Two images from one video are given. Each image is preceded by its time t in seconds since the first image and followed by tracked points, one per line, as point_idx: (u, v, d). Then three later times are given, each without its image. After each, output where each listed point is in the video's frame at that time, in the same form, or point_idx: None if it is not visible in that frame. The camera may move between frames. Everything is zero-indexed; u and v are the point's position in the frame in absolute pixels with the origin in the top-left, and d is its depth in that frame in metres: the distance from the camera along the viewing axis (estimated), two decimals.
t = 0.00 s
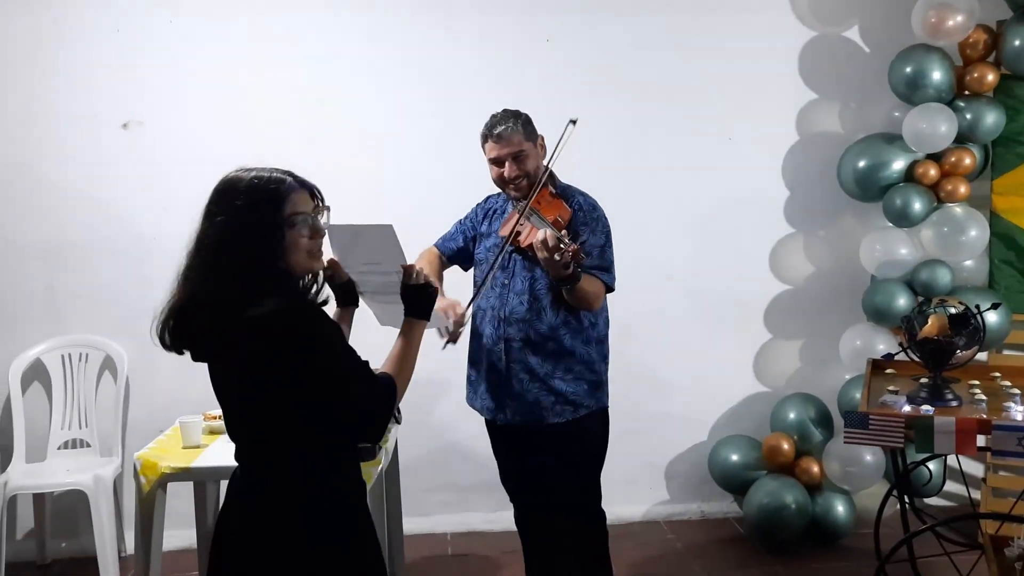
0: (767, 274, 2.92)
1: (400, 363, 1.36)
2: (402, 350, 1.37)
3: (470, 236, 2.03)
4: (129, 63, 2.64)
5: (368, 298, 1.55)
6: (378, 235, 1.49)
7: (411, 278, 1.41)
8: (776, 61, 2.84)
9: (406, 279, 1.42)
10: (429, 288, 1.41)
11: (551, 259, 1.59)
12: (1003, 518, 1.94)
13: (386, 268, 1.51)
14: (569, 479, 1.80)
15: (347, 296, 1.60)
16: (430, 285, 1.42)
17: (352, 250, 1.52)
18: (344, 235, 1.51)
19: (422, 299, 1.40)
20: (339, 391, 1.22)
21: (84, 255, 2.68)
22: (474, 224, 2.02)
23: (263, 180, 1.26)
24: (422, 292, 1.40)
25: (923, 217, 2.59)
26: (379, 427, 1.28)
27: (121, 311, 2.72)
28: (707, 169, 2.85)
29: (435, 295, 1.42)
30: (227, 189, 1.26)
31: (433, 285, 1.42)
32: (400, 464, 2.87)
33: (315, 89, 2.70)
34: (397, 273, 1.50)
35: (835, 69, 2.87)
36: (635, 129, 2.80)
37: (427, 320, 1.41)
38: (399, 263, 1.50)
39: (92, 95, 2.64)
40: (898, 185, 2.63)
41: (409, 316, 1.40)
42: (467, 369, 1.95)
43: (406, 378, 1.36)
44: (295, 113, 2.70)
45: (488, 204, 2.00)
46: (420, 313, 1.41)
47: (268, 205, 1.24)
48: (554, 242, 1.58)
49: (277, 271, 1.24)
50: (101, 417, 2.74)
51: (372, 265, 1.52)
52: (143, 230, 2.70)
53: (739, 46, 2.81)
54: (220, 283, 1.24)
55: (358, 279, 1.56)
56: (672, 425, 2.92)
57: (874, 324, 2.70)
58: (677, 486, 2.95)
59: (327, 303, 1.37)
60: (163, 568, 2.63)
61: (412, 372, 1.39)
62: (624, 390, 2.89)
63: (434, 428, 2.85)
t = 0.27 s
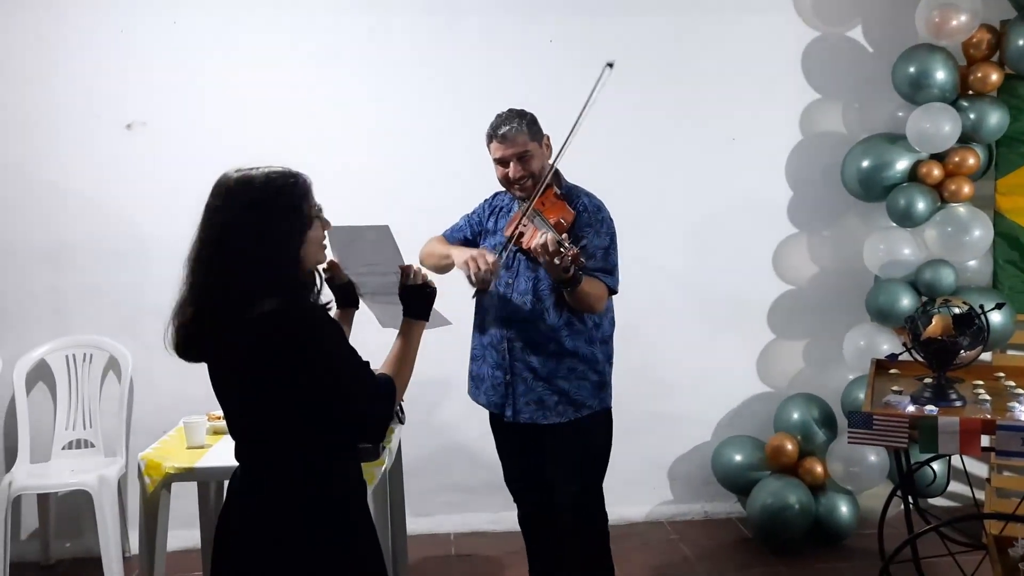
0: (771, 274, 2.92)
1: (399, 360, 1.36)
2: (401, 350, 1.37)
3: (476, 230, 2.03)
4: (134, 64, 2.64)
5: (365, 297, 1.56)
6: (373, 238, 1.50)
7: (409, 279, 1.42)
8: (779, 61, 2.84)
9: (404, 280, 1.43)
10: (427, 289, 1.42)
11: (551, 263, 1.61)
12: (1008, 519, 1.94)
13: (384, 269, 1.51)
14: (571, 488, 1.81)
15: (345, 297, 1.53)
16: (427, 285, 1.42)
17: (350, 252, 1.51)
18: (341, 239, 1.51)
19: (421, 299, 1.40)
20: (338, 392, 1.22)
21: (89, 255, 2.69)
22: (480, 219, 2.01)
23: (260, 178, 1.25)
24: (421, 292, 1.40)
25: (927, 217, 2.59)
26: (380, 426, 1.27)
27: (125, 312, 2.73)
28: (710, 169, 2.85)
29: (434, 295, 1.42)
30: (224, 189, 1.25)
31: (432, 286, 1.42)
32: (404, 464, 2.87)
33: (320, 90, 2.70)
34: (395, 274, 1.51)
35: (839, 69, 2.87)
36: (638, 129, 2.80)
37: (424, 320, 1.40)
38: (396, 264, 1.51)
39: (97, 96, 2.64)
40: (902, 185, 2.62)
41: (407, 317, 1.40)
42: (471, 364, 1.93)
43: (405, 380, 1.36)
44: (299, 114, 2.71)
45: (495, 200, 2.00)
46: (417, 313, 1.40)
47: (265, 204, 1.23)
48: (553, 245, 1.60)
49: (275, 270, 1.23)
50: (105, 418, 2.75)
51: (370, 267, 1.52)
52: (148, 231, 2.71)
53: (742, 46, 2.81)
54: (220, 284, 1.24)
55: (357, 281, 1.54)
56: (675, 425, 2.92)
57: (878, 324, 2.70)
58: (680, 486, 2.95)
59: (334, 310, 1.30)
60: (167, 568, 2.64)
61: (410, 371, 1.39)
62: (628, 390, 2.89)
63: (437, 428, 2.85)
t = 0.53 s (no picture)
0: (771, 275, 2.94)
1: (401, 360, 1.39)
2: (402, 350, 1.40)
3: (488, 234, 2.05)
4: (140, 67, 2.67)
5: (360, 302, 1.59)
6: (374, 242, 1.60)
7: (410, 281, 1.45)
8: (780, 63, 2.86)
9: (405, 282, 1.45)
10: (426, 290, 1.44)
11: (563, 268, 1.63)
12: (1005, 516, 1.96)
13: (382, 271, 1.55)
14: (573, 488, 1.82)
15: (342, 297, 1.38)
16: (428, 288, 1.45)
17: (350, 256, 1.58)
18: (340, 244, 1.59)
19: (418, 300, 1.42)
20: (338, 392, 1.25)
21: (96, 256, 2.72)
22: (492, 222, 2.04)
23: (267, 180, 1.27)
24: (420, 294, 1.42)
25: (925, 217, 2.62)
26: (379, 427, 1.30)
27: (132, 312, 2.76)
28: (711, 170, 2.87)
29: (433, 298, 1.44)
30: (232, 191, 1.27)
31: (431, 287, 1.45)
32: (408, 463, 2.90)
33: (324, 93, 2.73)
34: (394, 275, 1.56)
35: (839, 72, 2.89)
36: (640, 131, 2.83)
37: (424, 322, 1.43)
38: (395, 265, 1.56)
39: (104, 99, 2.68)
40: (901, 186, 2.65)
41: (406, 318, 1.43)
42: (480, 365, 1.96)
43: (407, 379, 1.40)
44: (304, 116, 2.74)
45: (507, 203, 2.02)
46: (417, 315, 1.43)
47: (271, 206, 1.25)
48: (564, 250, 1.61)
49: (280, 271, 1.25)
50: (113, 417, 2.78)
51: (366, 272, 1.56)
52: (155, 233, 2.74)
53: (743, 49, 2.84)
54: (225, 285, 1.26)
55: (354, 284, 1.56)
56: (677, 425, 2.95)
57: (878, 324, 2.73)
58: (682, 485, 2.98)
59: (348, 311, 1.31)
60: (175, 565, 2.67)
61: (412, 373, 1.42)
62: (630, 389, 2.91)
63: (441, 427, 2.88)
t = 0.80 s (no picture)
0: (775, 275, 2.92)
1: (402, 363, 1.36)
2: (403, 352, 1.37)
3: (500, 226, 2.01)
4: (140, 65, 2.65)
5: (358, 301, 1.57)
6: (373, 241, 1.49)
7: (409, 283, 1.43)
8: (784, 62, 2.84)
9: (403, 284, 1.44)
10: (426, 292, 1.41)
11: (568, 268, 1.59)
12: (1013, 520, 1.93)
13: (380, 274, 1.50)
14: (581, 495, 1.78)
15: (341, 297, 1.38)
16: (426, 289, 1.43)
17: (349, 254, 1.50)
18: (340, 240, 1.49)
19: (417, 302, 1.40)
20: (339, 392, 1.22)
21: (95, 256, 2.70)
22: (507, 214, 1.98)
23: (272, 178, 1.25)
24: (419, 296, 1.40)
25: (931, 217, 2.59)
26: (381, 428, 1.27)
27: (131, 313, 2.74)
28: (714, 170, 2.85)
29: (433, 298, 1.42)
30: (239, 188, 1.25)
31: (430, 289, 1.42)
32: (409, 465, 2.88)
33: (325, 91, 2.71)
34: (392, 278, 1.50)
35: (844, 70, 2.87)
36: (643, 130, 2.80)
37: (424, 323, 1.41)
38: (394, 270, 1.49)
39: (103, 97, 2.66)
40: (906, 185, 2.62)
41: (406, 319, 1.40)
42: (489, 360, 1.93)
43: (409, 381, 1.37)
44: (305, 115, 2.71)
45: (524, 196, 1.96)
46: (418, 317, 1.41)
47: (274, 206, 1.23)
48: (569, 249, 1.58)
49: (283, 270, 1.23)
50: (112, 418, 2.76)
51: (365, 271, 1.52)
52: (154, 233, 2.72)
53: (747, 47, 2.82)
54: (229, 284, 1.24)
55: (351, 285, 1.54)
56: (681, 426, 2.93)
57: (883, 325, 2.70)
58: (685, 487, 2.95)
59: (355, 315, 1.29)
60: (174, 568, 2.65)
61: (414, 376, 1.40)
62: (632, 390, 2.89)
63: (442, 429, 2.86)
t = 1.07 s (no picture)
0: (777, 275, 2.92)
1: (409, 363, 1.36)
2: (410, 352, 1.38)
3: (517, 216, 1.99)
4: (142, 65, 2.66)
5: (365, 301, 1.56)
6: (380, 240, 1.50)
7: (416, 283, 1.43)
8: (786, 62, 2.84)
9: (410, 283, 1.43)
10: (433, 292, 1.42)
11: (562, 268, 1.56)
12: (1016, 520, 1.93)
13: (387, 274, 1.50)
14: (588, 495, 1.79)
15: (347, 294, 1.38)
16: (434, 289, 1.43)
17: (356, 253, 1.51)
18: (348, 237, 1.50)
19: (424, 301, 1.41)
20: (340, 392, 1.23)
21: (98, 256, 2.71)
22: (529, 206, 1.97)
23: (281, 177, 1.25)
24: (426, 296, 1.41)
25: (934, 217, 2.59)
26: (381, 429, 1.27)
27: (134, 313, 2.74)
28: (717, 170, 2.85)
29: (440, 299, 1.43)
30: (248, 187, 1.26)
31: (438, 289, 1.43)
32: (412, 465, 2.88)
33: (327, 92, 2.72)
34: (399, 277, 1.49)
35: (846, 71, 2.87)
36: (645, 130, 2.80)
37: (431, 323, 1.41)
38: (402, 269, 1.48)
39: (106, 97, 2.66)
40: (909, 185, 2.62)
41: (414, 319, 1.41)
42: (500, 356, 1.94)
43: (416, 379, 1.37)
44: (307, 116, 2.72)
45: (547, 190, 1.94)
46: (425, 316, 1.41)
47: (282, 205, 1.23)
48: (569, 249, 1.54)
49: (289, 269, 1.23)
50: (115, 418, 2.76)
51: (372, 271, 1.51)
52: (157, 233, 2.72)
53: (749, 47, 2.82)
54: (235, 281, 1.24)
55: (358, 284, 1.54)
56: (684, 426, 2.93)
57: (885, 325, 2.70)
58: (687, 487, 2.96)
59: (363, 314, 1.29)
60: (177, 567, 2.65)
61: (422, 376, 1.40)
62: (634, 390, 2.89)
63: (445, 429, 2.86)
